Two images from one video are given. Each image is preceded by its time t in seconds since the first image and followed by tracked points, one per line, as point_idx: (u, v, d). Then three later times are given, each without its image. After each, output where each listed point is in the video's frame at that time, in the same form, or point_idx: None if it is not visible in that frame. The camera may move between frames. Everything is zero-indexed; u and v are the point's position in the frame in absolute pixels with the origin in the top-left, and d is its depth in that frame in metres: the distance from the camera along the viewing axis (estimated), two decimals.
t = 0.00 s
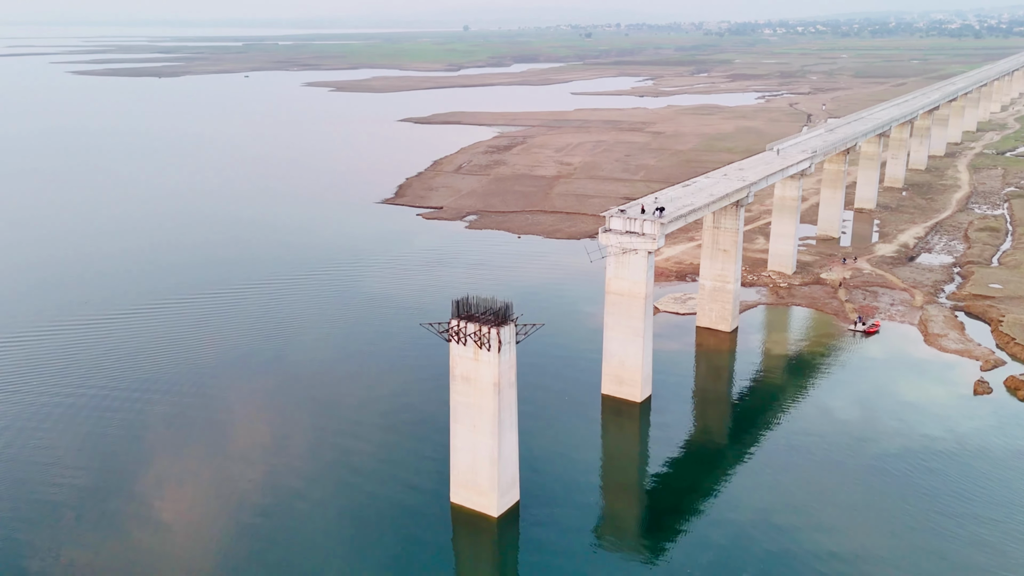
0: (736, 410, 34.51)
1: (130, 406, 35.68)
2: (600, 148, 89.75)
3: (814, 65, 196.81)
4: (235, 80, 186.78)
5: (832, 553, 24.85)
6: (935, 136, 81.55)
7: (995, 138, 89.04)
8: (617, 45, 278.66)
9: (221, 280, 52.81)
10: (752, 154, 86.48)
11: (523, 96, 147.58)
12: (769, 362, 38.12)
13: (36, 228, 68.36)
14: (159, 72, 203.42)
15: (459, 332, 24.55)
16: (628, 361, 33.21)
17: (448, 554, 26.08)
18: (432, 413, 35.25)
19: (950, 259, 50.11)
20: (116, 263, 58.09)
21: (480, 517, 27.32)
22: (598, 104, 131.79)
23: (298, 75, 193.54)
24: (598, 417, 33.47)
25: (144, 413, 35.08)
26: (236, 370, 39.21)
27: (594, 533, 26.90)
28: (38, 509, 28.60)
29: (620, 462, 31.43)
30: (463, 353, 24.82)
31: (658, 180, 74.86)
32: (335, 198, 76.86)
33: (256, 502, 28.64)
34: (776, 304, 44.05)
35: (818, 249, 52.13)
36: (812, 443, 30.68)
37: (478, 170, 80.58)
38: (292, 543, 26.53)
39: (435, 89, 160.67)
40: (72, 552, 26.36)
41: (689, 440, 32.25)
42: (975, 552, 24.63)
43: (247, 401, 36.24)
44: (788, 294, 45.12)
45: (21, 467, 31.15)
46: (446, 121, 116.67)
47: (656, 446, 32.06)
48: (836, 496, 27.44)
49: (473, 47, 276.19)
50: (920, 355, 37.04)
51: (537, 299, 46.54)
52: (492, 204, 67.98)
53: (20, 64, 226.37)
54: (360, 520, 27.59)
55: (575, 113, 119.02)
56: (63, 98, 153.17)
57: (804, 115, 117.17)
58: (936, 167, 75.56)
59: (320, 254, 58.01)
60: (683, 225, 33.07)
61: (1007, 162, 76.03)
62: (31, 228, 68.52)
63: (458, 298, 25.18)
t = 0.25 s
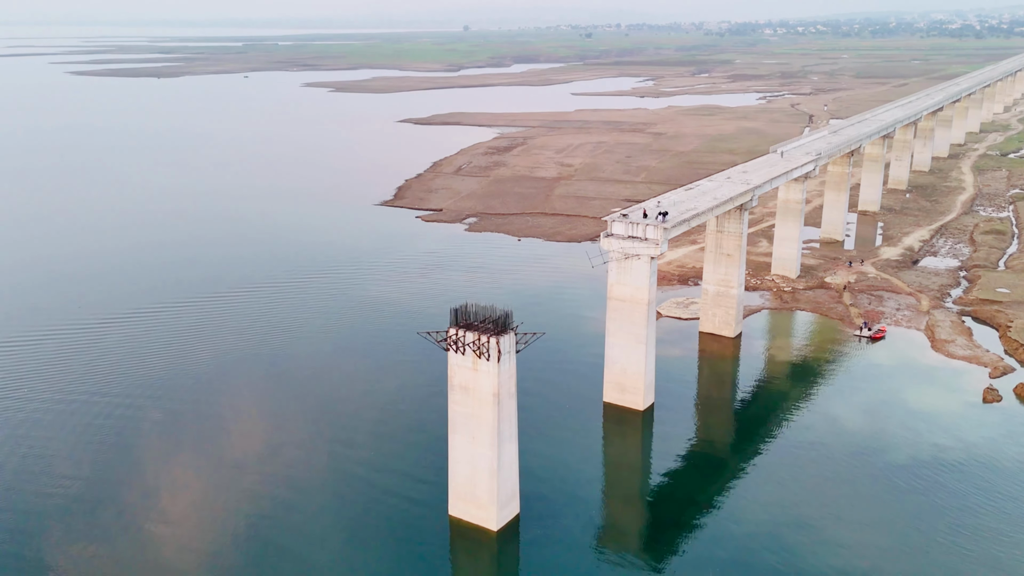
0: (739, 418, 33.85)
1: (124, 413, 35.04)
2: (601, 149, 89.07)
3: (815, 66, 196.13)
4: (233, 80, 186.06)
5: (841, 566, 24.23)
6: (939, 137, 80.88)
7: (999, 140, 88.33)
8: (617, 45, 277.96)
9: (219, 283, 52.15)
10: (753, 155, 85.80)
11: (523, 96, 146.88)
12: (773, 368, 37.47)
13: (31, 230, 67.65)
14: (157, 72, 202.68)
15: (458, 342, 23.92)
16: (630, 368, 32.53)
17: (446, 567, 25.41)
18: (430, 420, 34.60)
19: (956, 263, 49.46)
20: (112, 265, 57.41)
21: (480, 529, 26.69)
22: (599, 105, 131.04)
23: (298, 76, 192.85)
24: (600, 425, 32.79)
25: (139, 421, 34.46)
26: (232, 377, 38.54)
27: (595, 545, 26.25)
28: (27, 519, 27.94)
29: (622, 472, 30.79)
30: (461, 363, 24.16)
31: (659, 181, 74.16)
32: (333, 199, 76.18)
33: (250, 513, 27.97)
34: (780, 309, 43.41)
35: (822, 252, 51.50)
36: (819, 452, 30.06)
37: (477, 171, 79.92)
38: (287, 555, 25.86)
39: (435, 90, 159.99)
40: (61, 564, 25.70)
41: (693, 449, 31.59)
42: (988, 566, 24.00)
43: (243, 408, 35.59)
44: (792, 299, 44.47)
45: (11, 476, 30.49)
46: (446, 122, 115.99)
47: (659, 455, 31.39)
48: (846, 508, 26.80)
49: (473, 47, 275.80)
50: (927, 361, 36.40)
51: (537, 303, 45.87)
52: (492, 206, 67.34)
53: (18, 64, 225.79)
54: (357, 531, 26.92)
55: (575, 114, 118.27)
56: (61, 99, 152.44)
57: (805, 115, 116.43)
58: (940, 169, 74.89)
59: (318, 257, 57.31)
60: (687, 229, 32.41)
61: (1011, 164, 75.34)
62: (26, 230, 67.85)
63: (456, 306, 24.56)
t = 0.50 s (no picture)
0: (744, 427, 33.13)
1: (117, 423, 34.30)
2: (601, 150, 88.31)
3: (816, 66, 195.43)
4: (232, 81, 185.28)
5: None
6: (942, 139, 80.15)
7: (1003, 141, 87.60)
8: (618, 46, 277.28)
9: (216, 288, 51.38)
10: (755, 157, 85.06)
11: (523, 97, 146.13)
12: (778, 375, 36.75)
13: (25, 233, 66.88)
14: (156, 73, 202.00)
15: (456, 353, 23.20)
16: (633, 377, 31.74)
17: None
18: (429, 429, 33.86)
19: (962, 267, 48.73)
20: (107, 269, 56.67)
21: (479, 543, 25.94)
22: (599, 106, 130.29)
23: (297, 77, 192.16)
24: (602, 435, 32.00)
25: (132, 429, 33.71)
26: (228, 384, 37.79)
27: (598, 559, 25.48)
28: (14, 532, 27.17)
29: (624, 483, 30.06)
30: (460, 374, 23.42)
31: (661, 183, 73.43)
32: (331, 202, 75.44)
33: (243, 527, 27.19)
34: (785, 314, 42.67)
35: (827, 256, 50.78)
36: (827, 463, 29.37)
37: (477, 173, 79.19)
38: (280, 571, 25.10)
39: (434, 91, 159.24)
40: None
41: (697, 458, 30.87)
42: None
43: (239, 416, 34.84)
44: (797, 304, 43.74)
45: None
46: (445, 123, 115.20)
47: (663, 466, 30.61)
48: (855, 522, 26.08)
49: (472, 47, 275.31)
50: (935, 369, 35.68)
51: (538, 309, 45.11)
52: (492, 209, 66.60)
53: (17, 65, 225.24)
54: (353, 545, 26.14)
55: (575, 115, 117.54)
56: (58, 100, 151.60)
57: (807, 116, 115.64)
58: (944, 171, 74.17)
59: (316, 260, 56.56)
60: (691, 235, 31.67)
61: (1016, 165, 74.62)
62: (20, 232, 67.04)
63: (454, 316, 23.83)
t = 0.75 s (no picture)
0: (748, 434, 32.49)
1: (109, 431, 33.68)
2: (602, 151, 87.71)
3: (817, 67, 194.84)
4: (231, 82, 184.70)
5: None
6: (946, 140, 79.52)
7: (1007, 142, 86.93)
8: (618, 46, 276.98)
9: (213, 291, 50.73)
10: (757, 158, 84.39)
11: (524, 98, 145.51)
12: (782, 381, 36.11)
13: (21, 234, 66.25)
14: (155, 74, 201.50)
15: (455, 362, 22.57)
16: (636, 385, 31.04)
17: None
18: (427, 437, 33.22)
19: (968, 270, 48.09)
20: (103, 271, 56.05)
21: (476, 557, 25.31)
22: (600, 107, 129.66)
23: (297, 77, 191.64)
24: (604, 443, 31.35)
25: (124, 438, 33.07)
26: (224, 390, 37.18)
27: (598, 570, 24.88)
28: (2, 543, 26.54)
29: (627, 493, 29.40)
30: (458, 385, 22.78)
31: (663, 185, 72.79)
32: (330, 203, 74.82)
33: (236, 538, 26.54)
34: (788, 319, 42.05)
35: (830, 260, 50.17)
36: (834, 472, 28.72)
37: (477, 175, 78.58)
38: None
39: (434, 91, 158.67)
40: None
41: (701, 467, 30.21)
42: None
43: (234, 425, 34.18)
44: (801, 309, 43.13)
45: None
46: (445, 124, 114.60)
47: (667, 475, 29.95)
48: (866, 536, 25.42)
49: (472, 48, 275.04)
50: (943, 375, 35.04)
51: (538, 313, 44.52)
52: (492, 211, 66.02)
53: (16, 66, 224.67)
54: (348, 558, 25.48)
55: (576, 115, 116.91)
56: (57, 101, 151.05)
57: (809, 117, 114.99)
58: (948, 172, 73.53)
59: (315, 263, 55.92)
60: (694, 240, 31.03)
61: (1021, 167, 73.97)
62: (16, 233, 66.42)
63: (453, 324, 23.23)
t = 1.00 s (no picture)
0: (754, 444, 31.66)
1: (99, 447, 32.91)
2: (603, 153, 87.01)
3: (818, 67, 194.03)
4: (230, 82, 184.00)
5: None
6: (950, 141, 78.78)
7: (1011, 143, 86.19)
8: (618, 46, 276.29)
9: (207, 295, 49.99)
10: (759, 159, 83.66)
11: (524, 98, 144.83)
12: (788, 389, 35.31)
13: (15, 236, 65.53)
14: (154, 73, 200.81)
15: (452, 375, 21.80)
16: (638, 395, 30.27)
17: None
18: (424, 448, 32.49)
19: (975, 274, 47.34)
20: (97, 274, 55.30)
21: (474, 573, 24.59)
22: (601, 107, 128.87)
23: (296, 78, 190.98)
24: (606, 454, 30.58)
25: (114, 456, 32.33)
26: (220, 402, 36.61)
27: None
28: None
29: (630, 504, 28.63)
30: (456, 398, 22.04)
31: (664, 187, 72.03)
32: (328, 205, 74.05)
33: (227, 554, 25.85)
34: (793, 325, 41.32)
35: (835, 263, 49.46)
36: (841, 483, 27.95)
37: (477, 176, 77.89)
38: None
39: (434, 91, 157.98)
40: None
41: (706, 478, 29.40)
42: None
43: (227, 441, 33.41)
44: (806, 314, 42.40)
45: None
46: (445, 125, 113.87)
47: (670, 486, 29.18)
48: (877, 551, 24.63)
49: (472, 48, 274.56)
50: (952, 383, 34.29)
51: (538, 318, 43.79)
52: (491, 213, 65.31)
53: (15, 66, 224.07)
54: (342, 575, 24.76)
55: (577, 116, 116.13)
56: (55, 101, 150.44)
57: (811, 118, 114.28)
58: (952, 174, 72.80)
59: (312, 266, 55.14)
60: (699, 245, 30.29)
61: None
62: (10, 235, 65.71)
63: (450, 335, 22.46)
